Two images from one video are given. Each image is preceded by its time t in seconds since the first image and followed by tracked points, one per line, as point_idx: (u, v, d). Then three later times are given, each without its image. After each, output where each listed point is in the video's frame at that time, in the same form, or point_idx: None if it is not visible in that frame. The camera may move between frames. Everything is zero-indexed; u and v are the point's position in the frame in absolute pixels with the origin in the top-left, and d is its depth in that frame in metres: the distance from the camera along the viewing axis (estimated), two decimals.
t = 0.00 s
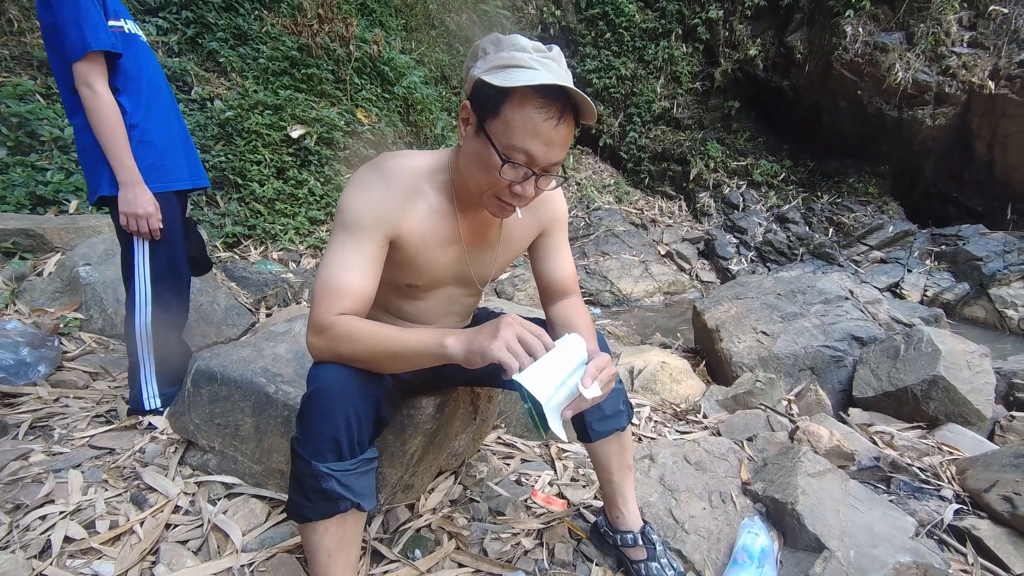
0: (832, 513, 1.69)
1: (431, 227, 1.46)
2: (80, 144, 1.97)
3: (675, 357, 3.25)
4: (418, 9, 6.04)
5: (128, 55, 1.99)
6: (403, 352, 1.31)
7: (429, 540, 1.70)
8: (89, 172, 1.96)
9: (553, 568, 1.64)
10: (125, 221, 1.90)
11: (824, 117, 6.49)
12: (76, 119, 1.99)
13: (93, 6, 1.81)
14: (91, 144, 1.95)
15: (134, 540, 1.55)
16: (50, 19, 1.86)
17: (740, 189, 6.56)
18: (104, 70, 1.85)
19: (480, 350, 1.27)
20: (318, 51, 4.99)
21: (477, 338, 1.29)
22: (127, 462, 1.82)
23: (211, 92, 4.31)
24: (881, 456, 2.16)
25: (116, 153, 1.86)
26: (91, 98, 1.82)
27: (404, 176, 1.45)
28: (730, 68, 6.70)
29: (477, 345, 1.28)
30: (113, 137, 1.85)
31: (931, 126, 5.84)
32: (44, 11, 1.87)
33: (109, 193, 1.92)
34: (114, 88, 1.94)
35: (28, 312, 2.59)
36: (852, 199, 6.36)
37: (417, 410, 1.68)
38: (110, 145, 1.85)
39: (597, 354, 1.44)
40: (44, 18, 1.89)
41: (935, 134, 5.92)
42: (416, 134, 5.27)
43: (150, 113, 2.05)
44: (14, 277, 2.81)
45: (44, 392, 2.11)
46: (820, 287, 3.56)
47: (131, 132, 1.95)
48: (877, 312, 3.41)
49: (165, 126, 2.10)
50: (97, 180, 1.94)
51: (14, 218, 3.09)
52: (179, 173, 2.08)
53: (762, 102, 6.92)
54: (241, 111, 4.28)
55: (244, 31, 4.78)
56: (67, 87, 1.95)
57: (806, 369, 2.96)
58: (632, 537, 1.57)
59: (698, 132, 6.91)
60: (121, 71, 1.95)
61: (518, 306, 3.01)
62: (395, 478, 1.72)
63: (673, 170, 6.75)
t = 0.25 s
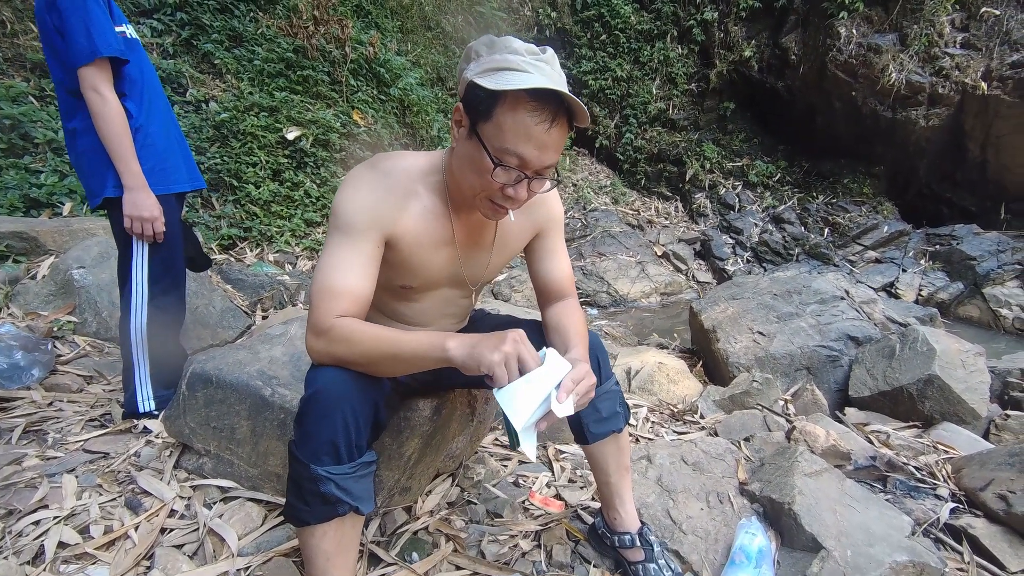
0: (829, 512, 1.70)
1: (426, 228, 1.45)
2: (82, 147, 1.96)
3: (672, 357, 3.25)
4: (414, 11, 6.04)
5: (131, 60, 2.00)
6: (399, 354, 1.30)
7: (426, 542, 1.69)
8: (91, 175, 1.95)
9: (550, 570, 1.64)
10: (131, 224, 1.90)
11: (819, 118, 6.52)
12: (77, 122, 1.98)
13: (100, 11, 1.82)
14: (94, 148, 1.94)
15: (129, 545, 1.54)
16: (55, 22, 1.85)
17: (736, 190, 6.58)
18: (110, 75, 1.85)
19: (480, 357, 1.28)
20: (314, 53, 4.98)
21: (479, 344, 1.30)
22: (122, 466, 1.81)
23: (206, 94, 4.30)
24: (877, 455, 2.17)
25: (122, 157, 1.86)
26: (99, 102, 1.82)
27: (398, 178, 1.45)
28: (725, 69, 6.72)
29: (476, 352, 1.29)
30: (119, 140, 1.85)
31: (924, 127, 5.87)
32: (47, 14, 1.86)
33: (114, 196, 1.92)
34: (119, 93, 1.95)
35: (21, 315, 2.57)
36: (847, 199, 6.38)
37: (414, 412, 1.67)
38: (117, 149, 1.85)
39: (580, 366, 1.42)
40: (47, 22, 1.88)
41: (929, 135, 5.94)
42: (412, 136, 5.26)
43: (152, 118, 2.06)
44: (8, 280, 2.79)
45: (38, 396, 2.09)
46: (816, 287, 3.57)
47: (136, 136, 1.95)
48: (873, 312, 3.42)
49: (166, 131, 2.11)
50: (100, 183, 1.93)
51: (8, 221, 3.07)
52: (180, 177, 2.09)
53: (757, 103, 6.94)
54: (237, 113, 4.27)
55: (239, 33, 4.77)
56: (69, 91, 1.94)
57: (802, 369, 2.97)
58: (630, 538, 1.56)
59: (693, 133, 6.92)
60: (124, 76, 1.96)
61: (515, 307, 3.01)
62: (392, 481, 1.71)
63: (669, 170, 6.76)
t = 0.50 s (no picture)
0: (831, 514, 1.69)
1: (426, 229, 1.45)
2: (97, 151, 1.98)
3: (673, 359, 3.25)
4: (415, 12, 6.05)
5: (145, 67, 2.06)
6: (399, 357, 1.30)
7: (427, 544, 1.69)
8: (107, 178, 1.97)
9: (552, 572, 1.63)
10: (165, 224, 1.99)
11: (820, 119, 6.52)
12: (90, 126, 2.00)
13: (121, 22, 1.89)
14: (112, 151, 1.97)
15: (130, 546, 1.53)
16: (74, 30, 1.89)
17: (737, 191, 6.57)
18: (132, 83, 1.92)
19: (484, 368, 1.28)
20: (315, 54, 4.99)
21: (483, 355, 1.29)
22: (123, 468, 1.81)
23: (208, 96, 4.31)
24: (879, 457, 2.16)
25: (149, 160, 1.92)
26: (126, 108, 1.88)
27: (398, 178, 1.45)
28: (726, 70, 6.72)
29: (480, 363, 1.28)
30: (144, 145, 1.91)
31: (926, 128, 5.87)
32: (65, 23, 1.90)
33: (135, 198, 1.96)
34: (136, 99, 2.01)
35: (23, 316, 2.58)
36: (848, 200, 6.38)
37: (414, 414, 1.67)
38: (144, 152, 1.91)
39: (574, 371, 1.41)
40: (63, 30, 1.92)
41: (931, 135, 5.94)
42: (413, 137, 5.26)
43: (165, 123, 2.13)
44: (10, 281, 2.79)
45: (39, 398, 2.09)
46: (817, 288, 3.57)
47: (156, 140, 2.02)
48: (874, 313, 3.42)
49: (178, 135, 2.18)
50: (119, 185, 1.96)
51: (10, 222, 3.08)
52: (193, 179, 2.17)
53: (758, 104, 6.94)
54: (238, 114, 4.27)
55: (240, 34, 4.78)
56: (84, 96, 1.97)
57: (804, 370, 2.96)
58: (631, 541, 1.56)
59: (694, 134, 6.92)
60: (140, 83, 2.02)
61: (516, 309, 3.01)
62: (393, 483, 1.71)
63: (670, 171, 6.76)
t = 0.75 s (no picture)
0: (832, 515, 1.69)
1: (428, 231, 1.45)
2: (112, 156, 2.03)
3: (674, 359, 3.25)
4: (415, 14, 6.05)
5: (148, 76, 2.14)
6: (402, 361, 1.30)
7: (428, 546, 1.69)
8: (126, 181, 2.01)
9: (553, 573, 1.63)
10: (198, 219, 2.07)
11: (819, 119, 6.52)
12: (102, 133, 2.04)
13: (129, 36, 1.99)
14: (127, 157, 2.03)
15: (131, 549, 1.53)
16: (81, 42, 1.95)
17: (737, 191, 6.57)
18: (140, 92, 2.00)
19: (486, 376, 1.28)
20: (315, 56, 4.99)
21: (487, 363, 1.30)
22: (125, 470, 1.81)
23: (208, 98, 4.32)
24: (880, 457, 2.16)
25: (169, 162, 2.01)
26: (141, 115, 1.97)
27: (400, 180, 1.45)
28: (725, 71, 6.72)
29: (483, 371, 1.29)
30: (160, 148, 1.99)
31: (925, 127, 5.87)
32: (73, 36, 1.96)
33: (160, 200, 2.03)
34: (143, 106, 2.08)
35: (23, 319, 2.58)
36: (848, 200, 6.38)
37: (415, 415, 1.67)
38: (162, 155, 2.00)
39: (573, 374, 1.41)
40: (71, 43, 1.97)
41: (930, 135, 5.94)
42: (413, 138, 5.26)
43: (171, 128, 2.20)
44: (10, 284, 2.79)
45: (40, 400, 2.09)
46: (817, 289, 3.56)
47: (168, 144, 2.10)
48: (874, 313, 3.42)
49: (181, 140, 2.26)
50: (139, 188, 2.01)
51: (10, 225, 3.08)
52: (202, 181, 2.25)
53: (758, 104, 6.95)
54: (238, 116, 4.28)
55: (240, 37, 4.79)
56: (94, 105, 2.02)
57: (804, 371, 2.96)
58: (632, 542, 1.55)
59: (694, 135, 6.92)
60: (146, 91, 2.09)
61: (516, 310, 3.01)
62: (394, 484, 1.71)
63: (670, 172, 6.76)
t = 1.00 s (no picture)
0: (832, 516, 1.69)
1: (429, 231, 1.46)
2: (124, 156, 2.04)
3: (674, 360, 3.25)
4: (416, 14, 6.06)
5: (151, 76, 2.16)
6: (401, 362, 1.30)
7: (428, 547, 1.69)
8: (140, 179, 2.04)
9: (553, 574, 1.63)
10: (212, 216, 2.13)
11: (819, 120, 6.52)
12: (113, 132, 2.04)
13: (141, 39, 2.01)
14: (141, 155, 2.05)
15: (131, 548, 1.53)
16: (94, 43, 1.95)
17: (737, 192, 6.56)
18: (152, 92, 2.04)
19: (482, 377, 1.27)
20: (316, 56, 5.00)
21: (482, 363, 1.29)
22: (125, 470, 1.81)
23: (209, 98, 4.33)
24: (880, 458, 2.16)
25: (185, 161, 2.06)
26: (157, 115, 2.02)
27: (401, 180, 1.45)
28: (726, 72, 6.72)
29: (479, 371, 1.28)
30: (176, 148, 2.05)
31: (925, 129, 5.87)
32: (85, 36, 1.95)
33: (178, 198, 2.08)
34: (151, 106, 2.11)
35: (24, 319, 2.58)
36: (848, 201, 6.38)
37: (415, 415, 1.67)
38: (178, 154, 2.05)
39: (584, 374, 1.42)
40: (82, 42, 1.97)
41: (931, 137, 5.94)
42: (413, 139, 5.26)
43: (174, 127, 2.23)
44: (11, 283, 2.79)
45: (41, 400, 2.09)
46: (817, 289, 3.56)
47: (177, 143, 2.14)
48: (874, 314, 3.43)
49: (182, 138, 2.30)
50: (155, 187, 2.05)
51: (11, 224, 3.08)
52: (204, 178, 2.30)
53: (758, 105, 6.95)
54: (239, 116, 4.28)
55: (241, 37, 4.80)
56: (105, 104, 2.02)
57: (804, 372, 2.96)
58: (632, 542, 1.55)
59: (694, 135, 6.92)
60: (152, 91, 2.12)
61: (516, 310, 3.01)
62: (394, 485, 1.71)
63: (670, 173, 6.76)
